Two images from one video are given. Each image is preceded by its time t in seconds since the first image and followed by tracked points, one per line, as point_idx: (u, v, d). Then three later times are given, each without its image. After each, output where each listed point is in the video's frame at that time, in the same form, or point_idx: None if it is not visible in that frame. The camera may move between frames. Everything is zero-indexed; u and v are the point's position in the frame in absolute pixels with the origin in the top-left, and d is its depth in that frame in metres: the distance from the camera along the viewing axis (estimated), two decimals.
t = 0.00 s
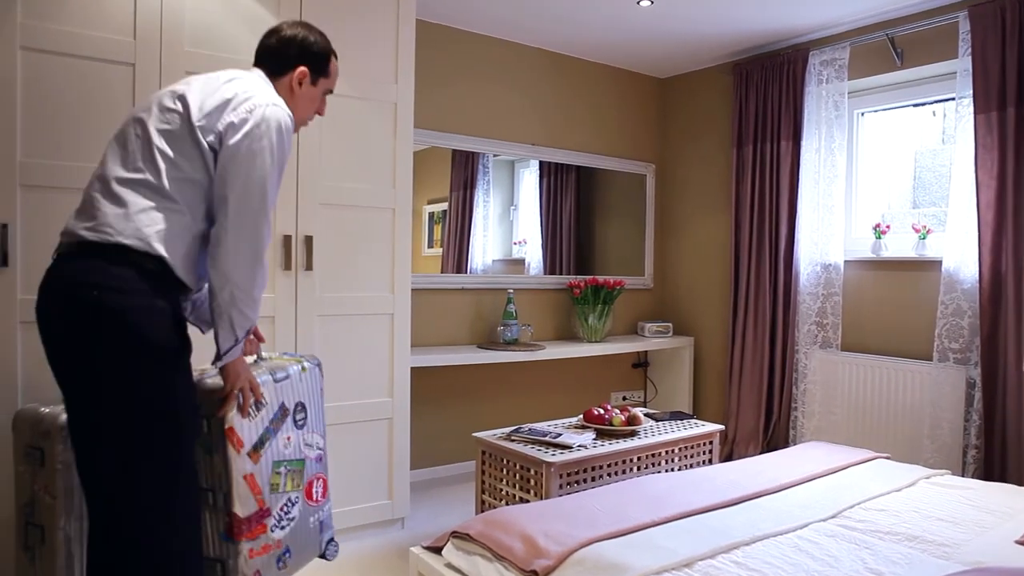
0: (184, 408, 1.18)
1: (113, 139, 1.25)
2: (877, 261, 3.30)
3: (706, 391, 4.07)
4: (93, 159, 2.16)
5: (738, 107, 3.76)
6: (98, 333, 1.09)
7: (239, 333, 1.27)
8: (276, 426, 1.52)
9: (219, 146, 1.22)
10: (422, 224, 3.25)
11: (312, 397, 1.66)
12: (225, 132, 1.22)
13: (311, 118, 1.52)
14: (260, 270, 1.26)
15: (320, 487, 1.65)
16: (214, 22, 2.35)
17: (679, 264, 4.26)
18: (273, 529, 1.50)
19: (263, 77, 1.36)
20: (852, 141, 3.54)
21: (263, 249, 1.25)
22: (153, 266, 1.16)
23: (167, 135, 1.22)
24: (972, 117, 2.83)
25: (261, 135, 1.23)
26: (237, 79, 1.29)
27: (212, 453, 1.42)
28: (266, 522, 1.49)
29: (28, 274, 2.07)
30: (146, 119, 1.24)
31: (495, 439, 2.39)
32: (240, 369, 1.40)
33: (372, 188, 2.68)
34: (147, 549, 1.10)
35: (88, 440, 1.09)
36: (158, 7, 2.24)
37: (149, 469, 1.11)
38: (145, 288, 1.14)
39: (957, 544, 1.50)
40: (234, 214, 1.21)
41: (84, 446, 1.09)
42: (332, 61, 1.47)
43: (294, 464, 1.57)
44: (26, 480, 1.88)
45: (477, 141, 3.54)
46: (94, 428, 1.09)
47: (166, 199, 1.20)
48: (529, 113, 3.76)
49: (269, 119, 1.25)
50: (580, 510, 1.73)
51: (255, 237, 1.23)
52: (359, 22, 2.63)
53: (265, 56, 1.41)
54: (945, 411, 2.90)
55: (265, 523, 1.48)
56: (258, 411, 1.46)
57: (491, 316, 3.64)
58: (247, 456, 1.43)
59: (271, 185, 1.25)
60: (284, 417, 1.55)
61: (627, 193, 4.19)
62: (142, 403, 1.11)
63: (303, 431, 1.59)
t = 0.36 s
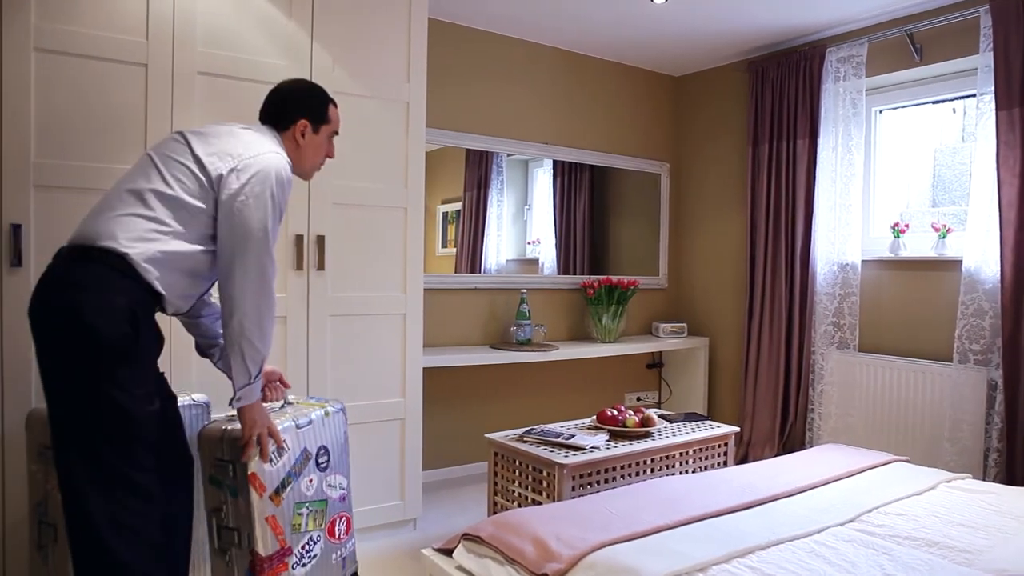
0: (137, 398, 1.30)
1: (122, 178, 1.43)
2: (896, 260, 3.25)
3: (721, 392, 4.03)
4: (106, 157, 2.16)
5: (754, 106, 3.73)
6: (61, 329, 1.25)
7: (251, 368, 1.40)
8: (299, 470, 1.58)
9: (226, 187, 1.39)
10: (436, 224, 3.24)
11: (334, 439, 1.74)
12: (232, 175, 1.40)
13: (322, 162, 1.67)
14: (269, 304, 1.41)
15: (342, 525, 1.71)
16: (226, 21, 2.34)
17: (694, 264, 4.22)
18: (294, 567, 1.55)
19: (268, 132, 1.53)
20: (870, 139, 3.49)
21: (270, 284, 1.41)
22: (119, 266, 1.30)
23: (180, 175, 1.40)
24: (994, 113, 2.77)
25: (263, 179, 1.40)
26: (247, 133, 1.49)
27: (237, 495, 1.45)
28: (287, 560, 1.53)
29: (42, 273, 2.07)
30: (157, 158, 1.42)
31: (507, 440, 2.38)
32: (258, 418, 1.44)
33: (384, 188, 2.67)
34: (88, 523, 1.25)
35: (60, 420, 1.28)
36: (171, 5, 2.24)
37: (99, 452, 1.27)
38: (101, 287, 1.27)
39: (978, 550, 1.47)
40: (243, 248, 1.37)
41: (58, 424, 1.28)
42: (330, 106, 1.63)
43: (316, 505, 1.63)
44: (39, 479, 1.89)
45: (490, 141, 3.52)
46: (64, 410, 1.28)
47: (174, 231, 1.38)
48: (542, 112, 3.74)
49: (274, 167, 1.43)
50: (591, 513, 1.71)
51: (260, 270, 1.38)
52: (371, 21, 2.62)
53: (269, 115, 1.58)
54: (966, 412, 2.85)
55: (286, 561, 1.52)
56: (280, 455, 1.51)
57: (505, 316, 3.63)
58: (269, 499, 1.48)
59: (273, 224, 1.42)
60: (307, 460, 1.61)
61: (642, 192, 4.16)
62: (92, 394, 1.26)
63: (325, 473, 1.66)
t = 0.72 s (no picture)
0: (138, 399, 1.29)
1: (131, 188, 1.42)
2: (914, 260, 3.20)
3: (736, 393, 3.99)
4: (118, 157, 2.16)
5: (769, 104, 3.69)
6: (65, 331, 1.25)
7: (258, 375, 1.39)
8: (304, 480, 1.73)
9: (233, 198, 1.38)
10: (449, 223, 3.23)
11: (344, 455, 1.85)
12: (239, 186, 1.39)
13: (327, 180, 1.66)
14: (276, 313, 1.40)
15: (343, 540, 1.84)
16: (237, 21, 2.34)
17: (708, 264, 4.18)
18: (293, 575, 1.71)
19: (273, 149, 1.52)
20: (887, 137, 3.45)
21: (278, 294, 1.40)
22: (123, 269, 1.29)
23: (188, 186, 1.39)
24: (1016, 109, 2.72)
25: (269, 190, 1.39)
26: (255, 147, 1.49)
27: (242, 500, 1.65)
28: (284, 568, 1.69)
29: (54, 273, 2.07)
30: (165, 169, 1.42)
31: (519, 441, 2.36)
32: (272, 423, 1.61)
33: (395, 188, 2.66)
34: (89, 523, 1.25)
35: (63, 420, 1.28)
36: (182, 5, 2.24)
37: (101, 454, 1.26)
38: (103, 289, 1.26)
39: (1000, 556, 1.44)
40: (249, 257, 1.36)
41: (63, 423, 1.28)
42: (336, 125, 1.62)
43: (318, 517, 1.77)
44: (51, 478, 1.89)
45: (503, 140, 3.50)
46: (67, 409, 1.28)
47: (182, 240, 1.37)
48: (555, 111, 3.72)
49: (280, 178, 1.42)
50: (603, 515, 1.69)
51: (268, 280, 1.37)
52: (382, 20, 2.61)
53: (275, 133, 1.57)
54: (986, 414, 2.80)
55: (284, 569, 1.69)
56: (286, 465, 1.68)
57: (517, 316, 3.61)
58: (273, 506, 1.65)
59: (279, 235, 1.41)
60: (313, 472, 1.76)
61: (656, 191, 4.13)
62: (93, 395, 1.26)
63: (331, 487, 1.78)
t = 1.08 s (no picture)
0: (157, 393, 1.28)
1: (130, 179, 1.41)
2: (930, 259, 3.15)
3: (748, 394, 3.96)
4: (126, 157, 2.15)
5: (782, 102, 3.65)
6: (78, 330, 1.26)
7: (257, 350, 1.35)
8: (309, 481, 1.80)
9: (225, 167, 1.36)
10: (459, 223, 3.21)
11: (350, 455, 1.92)
12: (230, 157, 1.37)
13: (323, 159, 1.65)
14: (273, 280, 1.36)
15: (348, 542, 1.90)
16: (246, 20, 2.33)
17: (720, 263, 4.15)
18: None
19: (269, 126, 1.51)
20: (902, 135, 3.41)
21: (274, 260, 1.36)
22: (135, 265, 1.28)
23: (182, 163, 1.38)
24: None
25: (260, 155, 1.37)
26: (245, 120, 1.47)
27: (246, 500, 1.71)
28: (289, 568, 1.75)
29: (64, 274, 2.07)
30: (161, 152, 1.41)
31: (528, 442, 2.34)
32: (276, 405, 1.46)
33: (405, 187, 2.64)
34: (116, 521, 1.26)
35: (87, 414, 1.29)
36: (191, 5, 2.23)
37: (121, 450, 1.27)
38: (116, 288, 1.26)
39: (1018, 562, 1.40)
40: (241, 226, 1.32)
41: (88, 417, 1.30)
42: (330, 103, 1.61)
43: (323, 518, 1.84)
44: (61, 478, 1.89)
45: (513, 139, 3.49)
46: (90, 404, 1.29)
47: (178, 218, 1.35)
48: (566, 110, 3.70)
49: (271, 145, 1.40)
50: (613, 517, 1.67)
51: (262, 245, 1.33)
52: (391, 18, 2.60)
53: (270, 110, 1.55)
54: (1003, 416, 2.76)
55: (287, 570, 1.75)
56: (290, 466, 1.74)
57: (527, 316, 3.59)
58: (275, 507, 1.71)
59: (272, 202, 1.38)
60: (318, 473, 1.82)
61: (667, 191, 4.10)
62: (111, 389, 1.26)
63: (335, 488, 1.86)
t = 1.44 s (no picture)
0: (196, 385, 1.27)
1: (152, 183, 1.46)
2: (942, 258, 3.12)
3: (758, 395, 3.93)
4: (131, 157, 2.15)
5: (792, 100, 3.63)
6: (110, 327, 1.23)
7: (206, 301, 1.16)
8: (315, 481, 1.79)
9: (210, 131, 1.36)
10: (467, 223, 3.20)
11: (356, 456, 1.92)
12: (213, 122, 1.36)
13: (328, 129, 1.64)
14: (224, 217, 1.17)
15: (355, 542, 1.90)
16: (254, 20, 2.33)
17: (729, 263, 4.13)
18: None
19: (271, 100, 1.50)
20: (913, 133, 3.38)
21: (227, 196, 1.18)
22: (151, 257, 1.26)
23: (178, 145, 1.40)
24: None
25: (238, 105, 1.31)
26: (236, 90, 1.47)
27: (252, 501, 1.70)
28: (295, 569, 1.75)
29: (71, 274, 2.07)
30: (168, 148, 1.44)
31: (536, 443, 2.32)
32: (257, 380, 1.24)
33: (412, 186, 2.64)
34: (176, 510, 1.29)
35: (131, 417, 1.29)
36: (198, 5, 2.23)
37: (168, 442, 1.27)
38: (144, 282, 1.24)
39: None
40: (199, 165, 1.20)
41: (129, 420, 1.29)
42: (332, 72, 1.59)
43: (330, 518, 1.83)
44: (68, 477, 1.89)
45: (521, 138, 3.47)
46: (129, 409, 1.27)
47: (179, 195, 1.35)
48: (574, 109, 3.68)
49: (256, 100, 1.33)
50: (621, 519, 1.65)
51: (208, 175, 1.17)
52: (398, 17, 2.59)
53: (272, 82, 1.54)
54: (1018, 418, 2.72)
55: (294, 570, 1.74)
56: (296, 466, 1.74)
57: (536, 316, 3.58)
58: (282, 507, 1.71)
59: (242, 144, 1.25)
60: (324, 473, 1.82)
61: (676, 190, 4.08)
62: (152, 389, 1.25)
63: (341, 489, 1.85)
